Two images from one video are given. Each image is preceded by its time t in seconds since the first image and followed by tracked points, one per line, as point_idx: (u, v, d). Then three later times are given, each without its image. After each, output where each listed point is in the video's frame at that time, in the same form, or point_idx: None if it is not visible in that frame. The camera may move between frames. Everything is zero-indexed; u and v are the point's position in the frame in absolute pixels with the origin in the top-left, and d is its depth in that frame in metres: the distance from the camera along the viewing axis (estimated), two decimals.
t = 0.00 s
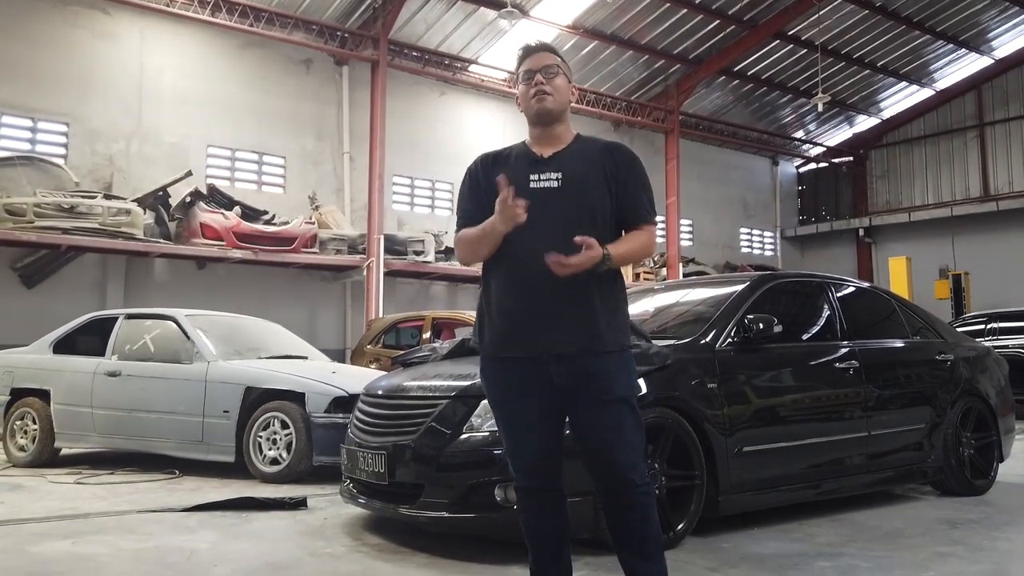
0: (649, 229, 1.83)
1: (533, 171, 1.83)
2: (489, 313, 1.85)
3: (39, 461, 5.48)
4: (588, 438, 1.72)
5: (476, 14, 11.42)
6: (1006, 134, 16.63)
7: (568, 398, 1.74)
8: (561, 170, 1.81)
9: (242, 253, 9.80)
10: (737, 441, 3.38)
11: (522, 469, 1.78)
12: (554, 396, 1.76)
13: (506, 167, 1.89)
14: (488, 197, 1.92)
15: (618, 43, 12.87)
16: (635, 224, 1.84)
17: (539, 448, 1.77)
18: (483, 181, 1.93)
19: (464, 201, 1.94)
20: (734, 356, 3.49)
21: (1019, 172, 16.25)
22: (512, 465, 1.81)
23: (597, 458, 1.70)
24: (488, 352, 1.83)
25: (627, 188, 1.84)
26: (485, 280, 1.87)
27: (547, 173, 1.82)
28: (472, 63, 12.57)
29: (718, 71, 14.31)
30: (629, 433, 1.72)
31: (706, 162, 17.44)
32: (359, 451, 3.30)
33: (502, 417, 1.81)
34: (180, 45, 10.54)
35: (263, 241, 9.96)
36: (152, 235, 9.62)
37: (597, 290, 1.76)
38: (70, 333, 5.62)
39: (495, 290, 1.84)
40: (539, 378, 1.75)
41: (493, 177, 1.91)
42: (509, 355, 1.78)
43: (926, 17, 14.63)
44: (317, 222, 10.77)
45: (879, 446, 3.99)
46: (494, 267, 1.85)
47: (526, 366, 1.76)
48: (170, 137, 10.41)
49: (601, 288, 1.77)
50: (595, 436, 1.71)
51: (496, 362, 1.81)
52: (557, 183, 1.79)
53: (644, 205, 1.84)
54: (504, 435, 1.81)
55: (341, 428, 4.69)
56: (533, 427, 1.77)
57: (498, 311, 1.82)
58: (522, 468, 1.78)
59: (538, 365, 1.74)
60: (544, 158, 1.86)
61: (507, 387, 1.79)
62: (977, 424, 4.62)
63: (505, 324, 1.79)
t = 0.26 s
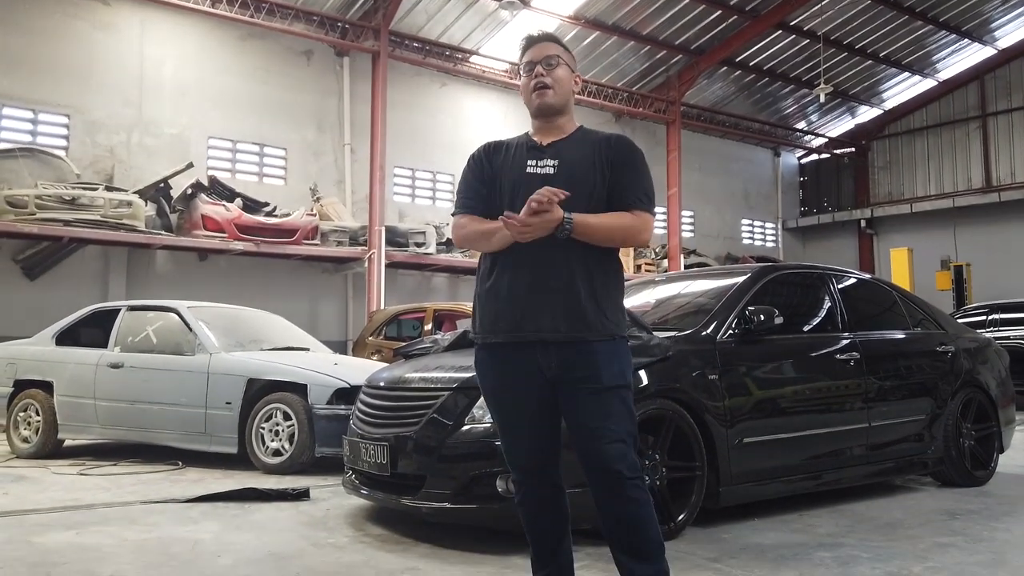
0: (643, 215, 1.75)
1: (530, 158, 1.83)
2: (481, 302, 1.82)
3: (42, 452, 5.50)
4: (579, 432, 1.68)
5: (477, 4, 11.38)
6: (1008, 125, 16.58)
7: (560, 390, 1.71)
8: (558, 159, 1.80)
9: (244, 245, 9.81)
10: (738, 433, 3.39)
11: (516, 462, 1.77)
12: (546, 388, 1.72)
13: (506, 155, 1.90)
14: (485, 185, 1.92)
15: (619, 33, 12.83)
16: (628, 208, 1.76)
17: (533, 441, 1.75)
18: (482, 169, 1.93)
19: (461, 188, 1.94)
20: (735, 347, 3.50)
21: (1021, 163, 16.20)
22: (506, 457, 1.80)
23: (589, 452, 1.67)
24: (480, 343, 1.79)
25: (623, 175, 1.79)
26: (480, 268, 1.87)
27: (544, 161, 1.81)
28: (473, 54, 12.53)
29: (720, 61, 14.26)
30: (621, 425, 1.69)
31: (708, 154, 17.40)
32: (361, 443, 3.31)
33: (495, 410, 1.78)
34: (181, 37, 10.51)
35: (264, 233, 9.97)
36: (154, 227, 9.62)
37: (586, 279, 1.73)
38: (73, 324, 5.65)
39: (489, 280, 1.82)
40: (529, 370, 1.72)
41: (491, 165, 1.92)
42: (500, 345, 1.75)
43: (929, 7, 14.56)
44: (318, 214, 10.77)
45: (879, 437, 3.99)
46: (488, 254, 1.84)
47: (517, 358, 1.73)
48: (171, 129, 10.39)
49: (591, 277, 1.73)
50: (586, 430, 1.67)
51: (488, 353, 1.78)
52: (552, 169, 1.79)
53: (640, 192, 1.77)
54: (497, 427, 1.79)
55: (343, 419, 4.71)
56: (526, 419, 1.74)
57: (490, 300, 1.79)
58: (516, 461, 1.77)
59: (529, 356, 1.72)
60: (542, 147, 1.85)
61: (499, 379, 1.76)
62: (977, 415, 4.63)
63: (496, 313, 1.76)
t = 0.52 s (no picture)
0: (655, 206, 1.71)
1: (539, 152, 1.81)
2: (494, 296, 1.82)
3: (44, 448, 5.52)
4: (582, 434, 1.66)
5: None
6: (1010, 120, 16.54)
7: (564, 391, 1.70)
8: (566, 151, 1.77)
9: (244, 241, 9.81)
10: (738, 428, 3.40)
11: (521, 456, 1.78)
12: (553, 387, 1.71)
13: (516, 148, 1.89)
14: (498, 180, 1.91)
15: (620, 28, 12.80)
16: (640, 198, 1.72)
17: (537, 441, 1.75)
18: (494, 163, 1.93)
19: (472, 184, 1.94)
20: (736, 343, 3.50)
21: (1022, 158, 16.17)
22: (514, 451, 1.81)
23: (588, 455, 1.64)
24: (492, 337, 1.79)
25: (634, 165, 1.74)
26: (493, 265, 1.87)
27: (552, 154, 1.79)
28: (473, 49, 12.50)
29: (721, 57, 14.23)
30: (623, 431, 1.66)
31: (709, 149, 17.38)
32: (361, 438, 3.31)
33: (505, 403, 1.78)
34: (181, 33, 10.50)
35: (263, 229, 9.96)
36: (154, 223, 9.63)
37: (597, 277, 1.69)
38: (74, 321, 5.65)
39: (501, 275, 1.82)
40: (537, 368, 1.71)
41: (503, 159, 1.91)
42: (508, 344, 1.75)
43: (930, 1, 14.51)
44: (318, 210, 10.77)
45: (879, 434, 4.00)
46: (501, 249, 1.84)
47: (526, 355, 1.72)
48: (171, 125, 10.39)
49: (603, 274, 1.70)
50: (589, 430, 1.65)
51: (499, 348, 1.78)
52: (560, 162, 1.76)
53: (651, 181, 1.72)
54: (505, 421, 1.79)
55: (343, 415, 4.72)
56: (532, 416, 1.74)
57: (503, 296, 1.79)
58: (521, 455, 1.78)
59: (537, 354, 1.70)
60: (551, 139, 1.83)
61: (508, 374, 1.76)
62: (977, 411, 4.63)
63: (507, 308, 1.76)
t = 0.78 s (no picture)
0: (683, 194, 1.64)
1: (562, 141, 1.74)
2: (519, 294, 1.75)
3: (45, 446, 5.52)
4: (603, 434, 1.61)
5: None
6: (1010, 117, 16.52)
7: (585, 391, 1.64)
8: (590, 140, 1.70)
9: (244, 239, 9.81)
10: (738, 427, 3.40)
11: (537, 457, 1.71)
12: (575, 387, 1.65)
13: (537, 135, 1.81)
14: (518, 168, 1.83)
15: (620, 26, 12.79)
16: (666, 187, 1.65)
17: (554, 441, 1.69)
18: (513, 150, 1.84)
19: (490, 171, 1.86)
20: (735, 342, 3.50)
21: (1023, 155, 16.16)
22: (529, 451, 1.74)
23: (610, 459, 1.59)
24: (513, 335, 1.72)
25: (661, 153, 1.67)
26: (517, 259, 1.80)
27: (576, 144, 1.72)
28: (472, 46, 12.47)
29: (721, 54, 14.22)
30: (645, 433, 1.61)
31: (709, 147, 17.36)
32: (362, 437, 3.31)
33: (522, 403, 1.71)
34: (181, 31, 10.49)
35: (263, 227, 9.96)
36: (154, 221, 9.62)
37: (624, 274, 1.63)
38: (74, 320, 5.66)
39: (524, 269, 1.74)
40: (558, 368, 1.64)
41: (523, 147, 1.83)
42: (529, 340, 1.68)
43: None
44: (319, 208, 10.77)
45: (880, 432, 4.00)
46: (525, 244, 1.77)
47: (548, 355, 1.65)
48: (171, 123, 10.38)
49: (631, 270, 1.63)
50: (611, 432, 1.60)
51: (520, 347, 1.71)
52: (584, 153, 1.69)
53: (677, 169, 1.65)
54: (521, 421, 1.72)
55: (343, 413, 4.72)
56: (552, 416, 1.67)
57: (527, 292, 1.72)
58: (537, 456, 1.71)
59: (560, 355, 1.64)
60: (574, 126, 1.75)
61: (528, 374, 1.68)
62: (977, 409, 4.63)
63: (530, 306, 1.69)
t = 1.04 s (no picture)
0: (722, 197, 1.51)
1: (592, 134, 1.61)
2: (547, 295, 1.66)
3: (44, 447, 5.51)
4: (622, 443, 1.50)
5: None
6: (1010, 116, 16.50)
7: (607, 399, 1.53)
8: (621, 136, 1.57)
9: (243, 239, 9.80)
10: (738, 428, 3.39)
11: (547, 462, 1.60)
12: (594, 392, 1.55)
13: (566, 126, 1.68)
14: (545, 161, 1.70)
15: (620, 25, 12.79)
16: (703, 188, 1.52)
17: (569, 448, 1.57)
18: (543, 142, 1.70)
19: (519, 165, 1.73)
20: (735, 343, 3.49)
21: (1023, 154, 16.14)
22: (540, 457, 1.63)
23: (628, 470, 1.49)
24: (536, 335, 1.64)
25: (698, 148, 1.55)
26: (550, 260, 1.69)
27: (607, 139, 1.59)
28: (471, 46, 12.45)
29: (720, 53, 14.20)
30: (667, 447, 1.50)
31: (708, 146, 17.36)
32: (362, 439, 3.30)
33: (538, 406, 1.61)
34: (180, 30, 10.47)
35: (263, 227, 9.95)
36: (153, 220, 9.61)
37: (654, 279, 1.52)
38: (73, 320, 5.66)
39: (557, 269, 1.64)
40: (578, 369, 1.55)
41: (550, 138, 1.70)
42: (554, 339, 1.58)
43: None
44: (318, 207, 10.75)
45: (879, 432, 3.99)
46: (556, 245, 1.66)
47: (568, 355, 1.56)
48: (171, 122, 10.37)
49: (661, 276, 1.53)
50: (631, 442, 1.49)
51: (541, 346, 1.62)
52: (616, 149, 1.57)
53: (715, 168, 1.52)
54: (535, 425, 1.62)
55: (343, 414, 4.72)
56: (568, 421, 1.56)
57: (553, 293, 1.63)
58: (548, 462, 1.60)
59: (580, 356, 1.54)
60: (607, 119, 1.62)
61: (546, 374, 1.59)
62: (977, 410, 4.63)
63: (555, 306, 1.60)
